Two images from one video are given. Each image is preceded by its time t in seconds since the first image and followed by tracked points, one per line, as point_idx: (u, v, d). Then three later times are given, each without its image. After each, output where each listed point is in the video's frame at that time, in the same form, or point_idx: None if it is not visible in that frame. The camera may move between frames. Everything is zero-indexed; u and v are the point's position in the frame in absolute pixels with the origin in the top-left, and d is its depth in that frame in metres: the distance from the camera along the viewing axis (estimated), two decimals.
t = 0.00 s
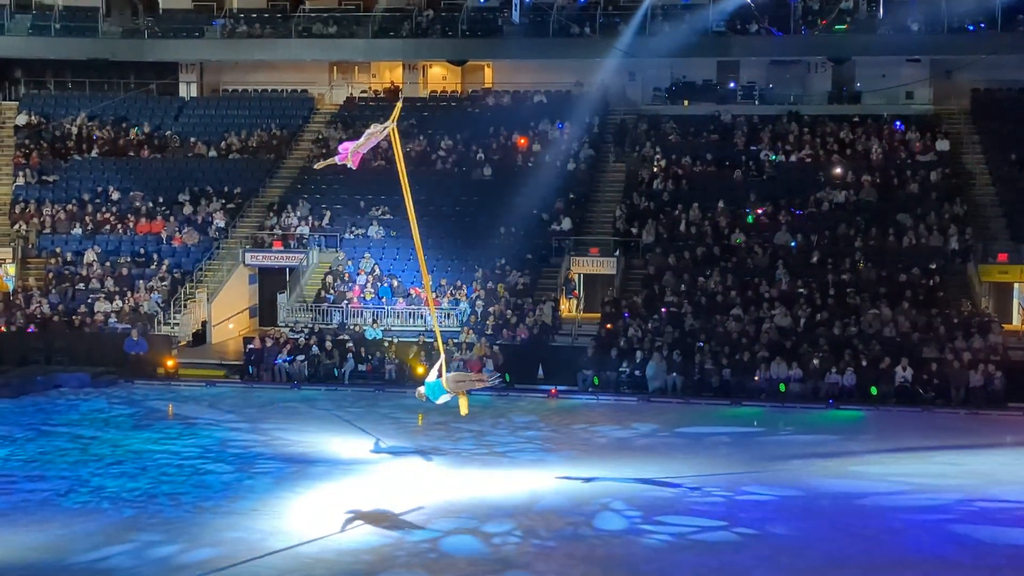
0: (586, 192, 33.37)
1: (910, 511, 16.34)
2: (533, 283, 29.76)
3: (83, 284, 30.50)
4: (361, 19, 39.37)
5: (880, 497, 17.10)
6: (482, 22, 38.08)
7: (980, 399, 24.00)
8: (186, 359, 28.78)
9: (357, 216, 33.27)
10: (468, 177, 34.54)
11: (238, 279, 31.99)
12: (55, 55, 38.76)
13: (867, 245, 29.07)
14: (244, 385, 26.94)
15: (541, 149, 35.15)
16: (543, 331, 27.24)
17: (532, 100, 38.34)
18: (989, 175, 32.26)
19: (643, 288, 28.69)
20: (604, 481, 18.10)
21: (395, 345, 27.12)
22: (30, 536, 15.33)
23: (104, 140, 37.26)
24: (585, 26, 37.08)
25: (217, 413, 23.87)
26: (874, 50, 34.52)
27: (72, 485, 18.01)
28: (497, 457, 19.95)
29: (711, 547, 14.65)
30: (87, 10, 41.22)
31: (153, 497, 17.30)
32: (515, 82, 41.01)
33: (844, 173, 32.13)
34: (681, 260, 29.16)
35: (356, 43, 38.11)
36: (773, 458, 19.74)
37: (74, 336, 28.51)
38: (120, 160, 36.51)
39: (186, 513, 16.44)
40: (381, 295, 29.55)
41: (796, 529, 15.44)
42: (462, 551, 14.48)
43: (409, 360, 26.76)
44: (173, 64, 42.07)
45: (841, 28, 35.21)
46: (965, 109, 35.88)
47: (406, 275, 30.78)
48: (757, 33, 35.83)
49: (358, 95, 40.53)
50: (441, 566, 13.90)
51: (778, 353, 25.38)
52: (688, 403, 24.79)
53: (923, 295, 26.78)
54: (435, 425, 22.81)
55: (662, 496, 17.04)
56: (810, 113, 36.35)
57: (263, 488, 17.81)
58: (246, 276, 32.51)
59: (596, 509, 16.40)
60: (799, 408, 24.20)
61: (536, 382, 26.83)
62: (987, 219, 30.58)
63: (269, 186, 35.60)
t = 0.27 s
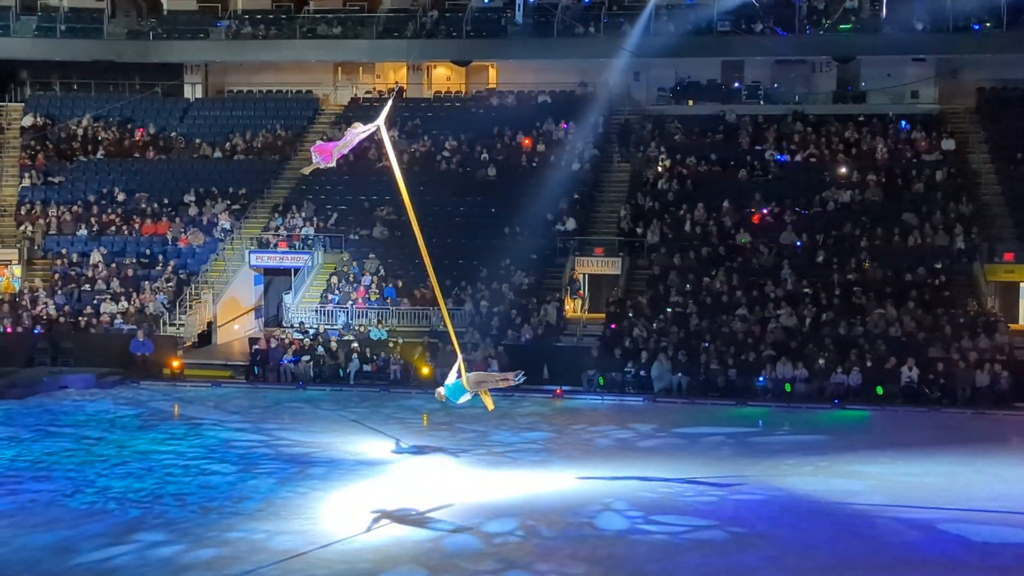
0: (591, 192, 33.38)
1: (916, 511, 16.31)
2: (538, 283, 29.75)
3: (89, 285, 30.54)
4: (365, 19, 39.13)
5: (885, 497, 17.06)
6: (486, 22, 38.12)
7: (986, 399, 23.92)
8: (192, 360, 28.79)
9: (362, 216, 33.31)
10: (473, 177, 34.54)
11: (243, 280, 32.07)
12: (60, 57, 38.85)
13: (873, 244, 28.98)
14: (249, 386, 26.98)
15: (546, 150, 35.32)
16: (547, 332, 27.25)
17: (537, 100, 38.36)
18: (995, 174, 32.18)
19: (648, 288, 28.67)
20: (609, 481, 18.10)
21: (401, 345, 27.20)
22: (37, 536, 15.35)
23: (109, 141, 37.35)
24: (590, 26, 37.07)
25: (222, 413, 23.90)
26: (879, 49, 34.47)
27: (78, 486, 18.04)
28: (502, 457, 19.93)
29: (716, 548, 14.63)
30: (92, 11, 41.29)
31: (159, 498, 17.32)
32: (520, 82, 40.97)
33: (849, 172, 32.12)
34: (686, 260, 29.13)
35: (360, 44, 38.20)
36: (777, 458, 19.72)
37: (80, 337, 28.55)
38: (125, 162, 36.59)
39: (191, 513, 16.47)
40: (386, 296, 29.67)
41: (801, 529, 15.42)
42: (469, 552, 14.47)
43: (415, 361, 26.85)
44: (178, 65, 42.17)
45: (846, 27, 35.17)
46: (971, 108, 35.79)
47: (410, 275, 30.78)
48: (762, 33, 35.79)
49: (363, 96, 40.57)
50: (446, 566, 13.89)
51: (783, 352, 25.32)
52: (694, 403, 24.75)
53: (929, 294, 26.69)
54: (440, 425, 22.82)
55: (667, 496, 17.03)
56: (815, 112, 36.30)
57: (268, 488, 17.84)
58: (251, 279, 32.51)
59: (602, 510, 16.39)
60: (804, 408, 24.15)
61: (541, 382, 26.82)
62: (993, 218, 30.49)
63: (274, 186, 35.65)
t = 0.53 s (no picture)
0: (596, 192, 33.39)
1: (922, 511, 16.28)
2: (543, 283, 29.76)
3: (95, 286, 30.59)
4: (369, 20, 39.08)
5: (892, 497, 17.04)
6: (491, 23, 38.14)
7: (993, 399, 23.87)
8: (197, 360, 28.68)
9: (367, 217, 33.32)
10: (478, 178, 34.54)
11: (249, 280, 32.11)
12: (66, 58, 38.92)
13: (878, 244, 28.91)
14: (255, 386, 27.00)
15: (551, 150, 35.30)
16: (552, 332, 27.23)
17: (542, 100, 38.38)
18: (1001, 174, 32.11)
19: (653, 288, 28.65)
20: (615, 481, 18.11)
21: (406, 345, 27.33)
22: (43, 537, 15.37)
23: (115, 142, 37.40)
24: (595, 26, 37.06)
25: (228, 414, 23.92)
26: (884, 49, 34.43)
27: (84, 486, 18.06)
28: (508, 457, 19.92)
29: (722, 548, 14.63)
30: (98, 13, 41.38)
31: (165, 498, 17.33)
32: (525, 82, 40.98)
33: (855, 173, 32.01)
34: (692, 260, 29.11)
35: (365, 46, 38.27)
36: (783, 458, 19.70)
37: (86, 338, 28.60)
38: (131, 163, 36.66)
39: (197, 514, 16.48)
40: (391, 296, 29.75)
41: (807, 530, 15.40)
42: (475, 551, 14.49)
43: (419, 361, 26.94)
44: (183, 66, 42.24)
45: (852, 27, 35.15)
46: (977, 108, 35.72)
47: (415, 275, 30.78)
48: (767, 33, 35.77)
49: (368, 97, 40.60)
50: (452, 567, 13.89)
51: (789, 352, 25.29)
52: (700, 404, 24.73)
53: (934, 294, 26.63)
54: (446, 426, 22.82)
55: (673, 497, 17.03)
56: (820, 112, 36.27)
57: (274, 489, 17.85)
58: (256, 278, 32.61)
59: (608, 510, 16.39)
60: (810, 408, 24.12)
61: (547, 382, 26.79)
62: (999, 218, 30.42)
63: (280, 187, 35.69)
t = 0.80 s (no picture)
0: (599, 193, 33.43)
1: (925, 512, 16.24)
2: (547, 283, 29.77)
3: (99, 287, 30.62)
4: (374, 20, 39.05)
5: (895, 498, 17.03)
6: (495, 22, 38.15)
7: (997, 399, 23.86)
8: (202, 361, 28.88)
9: (371, 217, 33.34)
10: (481, 178, 34.55)
11: (253, 281, 32.08)
12: (70, 59, 38.98)
13: (882, 244, 28.87)
14: (258, 386, 27.01)
15: (555, 150, 35.29)
16: (557, 332, 27.22)
17: (545, 100, 38.38)
18: (1005, 174, 32.08)
19: (657, 289, 28.65)
20: (619, 481, 18.11)
21: (409, 345, 27.38)
22: (47, 538, 15.37)
23: (119, 143, 37.43)
24: (599, 26, 37.06)
25: (232, 414, 23.94)
26: (888, 49, 34.41)
27: (88, 487, 18.09)
28: (512, 457, 19.92)
29: (727, 548, 14.62)
30: (102, 13, 41.40)
31: (169, 499, 17.35)
32: (529, 82, 40.98)
33: (858, 173, 31.93)
34: (695, 260, 29.10)
35: (369, 46, 38.25)
36: (787, 458, 19.69)
37: (90, 338, 28.62)
38: (135, 163, 36.69)
39: (201, 514, 16.50)
40: (395, 297, 29.54)
41: (812, 529, 15.40)
42: (479, 551, 14.50)
43: (423, 361, 26.84)
44: (187, 66, 42.26)
45: (856, 26, 35.13)
46: (981, 108, 35.68)
47: (419, 275, 30.79)
48: (771, 33, 35.76)
49: (371, 97, 40.60)
50: (455, 567, 13.89)
51: (793, 352, 25.28)
52: (704, 403, 24.74)
53: (938, 295, 26.60)
54: (450, 425, 22.83)
55: (677, 497, 17.04)
56: (824, 112, 36.25)
57: (278, 489, 17.86)
58: (261, 278, 32.55)
59: (612, 509, 16.41)
60: (814, 408, 24.12)
61: (551, 382, 26.79)
62: (1004, 217, 30.37)
63: (283, 187, 35.69)
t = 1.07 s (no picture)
0: (602, 194, 33.54)
1: (928, 513, 16.27)
2: (550, 284, 29.79)
3: (102, 288, 30.65)
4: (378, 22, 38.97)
5: (897, 499, 17.05)
6: (498, 24, 38.19)
7: (1000, 400, 23.86)
8: (205, 362, 28.88)
9: (374, 218, 33.38)
10: (484, 179, 34.57)
11: (256, 282, 32.30)
12: (73, 60, 39.00)
13: (885, 245, 28.88)
14: (262, 388, 27.02)
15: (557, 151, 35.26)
16: (560, 333, 27.27)
17: (548, 102, 38.41)
18: (1007, 175, 32.12)
19: (660, 290, 28.67)
20: (623, 483, 18.13)
21: (412, 347, 27.49)
22: (51, 539, 15.40)
23: (122, 144, 37.45)
24: (601, 27, 37.00)
25: (235, 415, 23.97)
26: (891, 50, 34.44)
27: (91, 488, 18.10)
28: (515, 458, 19.95)
29: (730, 549, 14.64)
30: (105, 15, 41.44)
31: (173, 500, 17.38)
32: (531, 84, 41.01)
33: (861, 174, 32.00)
34: (698, 261, 29.13)
35: (372, 48, 38.32)
36: (791, 460, 19.71)
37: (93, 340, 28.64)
38: (138, 165, 36.71)
39: (204, 515, 16.51)
40: (397, 298, 29.62)
41: (815, 530, 15.42)
42: (482, 552, 14.52)
43: (425, 364, 26.93)
44: (190, 68, 42.26)
45: (859, 28, 35.16)
46: (983, 109, 35.69)
47: (422, 277, 30.81)
48: (773, 34, 35.79)
49: (374, 99, 40.64)
50: (459, 568, 13.91)
51: (795, 353, 25.30)
52: (707, 404, 24.74)
53: (941, 296, 26.61)
54: (453, 426, 22.86)
55: (681, 498, 17.05)
56: (827, 114, 36.27)
57: (281, 490, 17.88)
58: (264, 280, 32.83)
59: (615, 510, 16.43)
60: (817, 409, 24.12)
61: (553, 384, 26.68)
62: (1006, 219, 30.39)
63: (286, 189, 35.71)
